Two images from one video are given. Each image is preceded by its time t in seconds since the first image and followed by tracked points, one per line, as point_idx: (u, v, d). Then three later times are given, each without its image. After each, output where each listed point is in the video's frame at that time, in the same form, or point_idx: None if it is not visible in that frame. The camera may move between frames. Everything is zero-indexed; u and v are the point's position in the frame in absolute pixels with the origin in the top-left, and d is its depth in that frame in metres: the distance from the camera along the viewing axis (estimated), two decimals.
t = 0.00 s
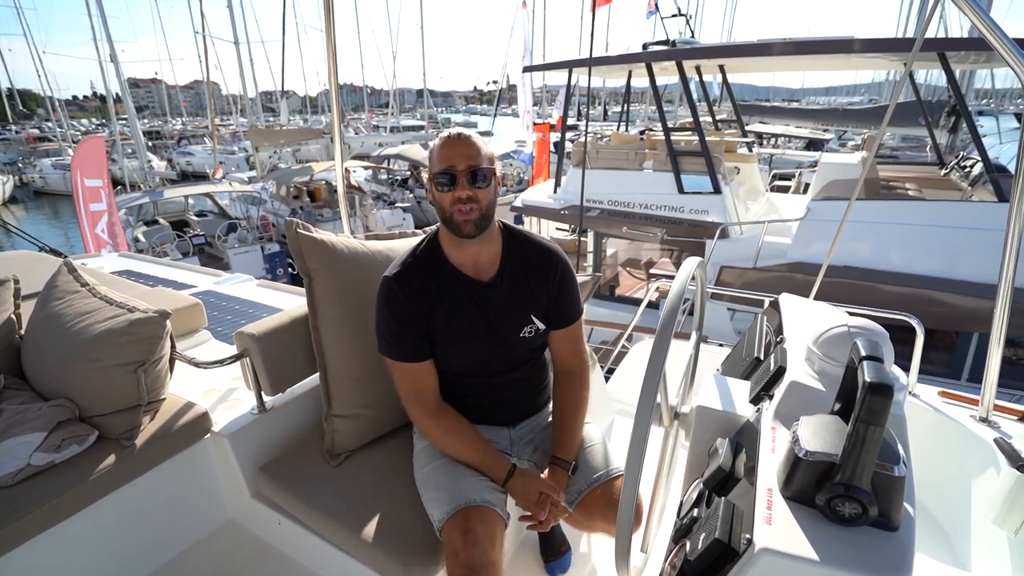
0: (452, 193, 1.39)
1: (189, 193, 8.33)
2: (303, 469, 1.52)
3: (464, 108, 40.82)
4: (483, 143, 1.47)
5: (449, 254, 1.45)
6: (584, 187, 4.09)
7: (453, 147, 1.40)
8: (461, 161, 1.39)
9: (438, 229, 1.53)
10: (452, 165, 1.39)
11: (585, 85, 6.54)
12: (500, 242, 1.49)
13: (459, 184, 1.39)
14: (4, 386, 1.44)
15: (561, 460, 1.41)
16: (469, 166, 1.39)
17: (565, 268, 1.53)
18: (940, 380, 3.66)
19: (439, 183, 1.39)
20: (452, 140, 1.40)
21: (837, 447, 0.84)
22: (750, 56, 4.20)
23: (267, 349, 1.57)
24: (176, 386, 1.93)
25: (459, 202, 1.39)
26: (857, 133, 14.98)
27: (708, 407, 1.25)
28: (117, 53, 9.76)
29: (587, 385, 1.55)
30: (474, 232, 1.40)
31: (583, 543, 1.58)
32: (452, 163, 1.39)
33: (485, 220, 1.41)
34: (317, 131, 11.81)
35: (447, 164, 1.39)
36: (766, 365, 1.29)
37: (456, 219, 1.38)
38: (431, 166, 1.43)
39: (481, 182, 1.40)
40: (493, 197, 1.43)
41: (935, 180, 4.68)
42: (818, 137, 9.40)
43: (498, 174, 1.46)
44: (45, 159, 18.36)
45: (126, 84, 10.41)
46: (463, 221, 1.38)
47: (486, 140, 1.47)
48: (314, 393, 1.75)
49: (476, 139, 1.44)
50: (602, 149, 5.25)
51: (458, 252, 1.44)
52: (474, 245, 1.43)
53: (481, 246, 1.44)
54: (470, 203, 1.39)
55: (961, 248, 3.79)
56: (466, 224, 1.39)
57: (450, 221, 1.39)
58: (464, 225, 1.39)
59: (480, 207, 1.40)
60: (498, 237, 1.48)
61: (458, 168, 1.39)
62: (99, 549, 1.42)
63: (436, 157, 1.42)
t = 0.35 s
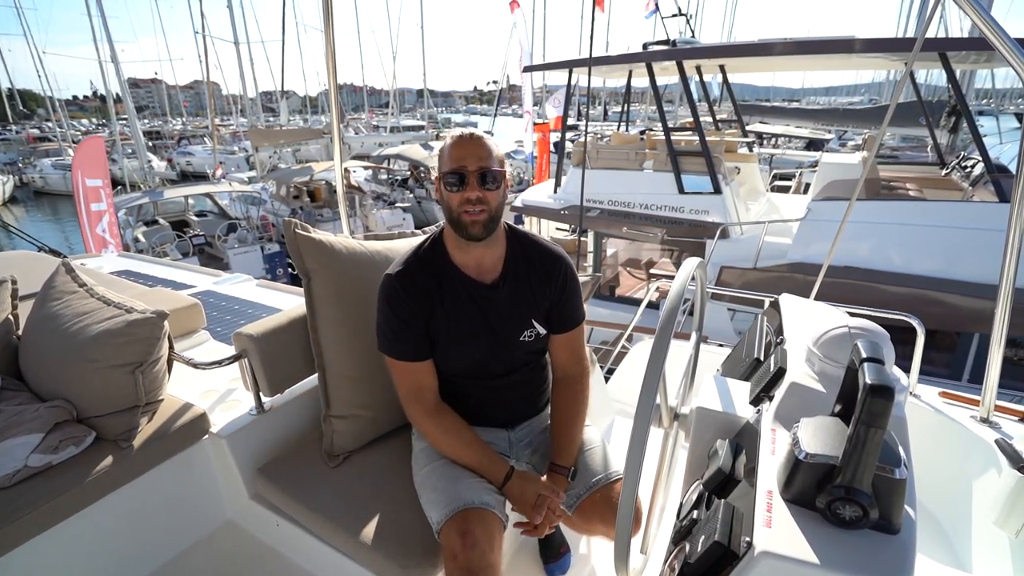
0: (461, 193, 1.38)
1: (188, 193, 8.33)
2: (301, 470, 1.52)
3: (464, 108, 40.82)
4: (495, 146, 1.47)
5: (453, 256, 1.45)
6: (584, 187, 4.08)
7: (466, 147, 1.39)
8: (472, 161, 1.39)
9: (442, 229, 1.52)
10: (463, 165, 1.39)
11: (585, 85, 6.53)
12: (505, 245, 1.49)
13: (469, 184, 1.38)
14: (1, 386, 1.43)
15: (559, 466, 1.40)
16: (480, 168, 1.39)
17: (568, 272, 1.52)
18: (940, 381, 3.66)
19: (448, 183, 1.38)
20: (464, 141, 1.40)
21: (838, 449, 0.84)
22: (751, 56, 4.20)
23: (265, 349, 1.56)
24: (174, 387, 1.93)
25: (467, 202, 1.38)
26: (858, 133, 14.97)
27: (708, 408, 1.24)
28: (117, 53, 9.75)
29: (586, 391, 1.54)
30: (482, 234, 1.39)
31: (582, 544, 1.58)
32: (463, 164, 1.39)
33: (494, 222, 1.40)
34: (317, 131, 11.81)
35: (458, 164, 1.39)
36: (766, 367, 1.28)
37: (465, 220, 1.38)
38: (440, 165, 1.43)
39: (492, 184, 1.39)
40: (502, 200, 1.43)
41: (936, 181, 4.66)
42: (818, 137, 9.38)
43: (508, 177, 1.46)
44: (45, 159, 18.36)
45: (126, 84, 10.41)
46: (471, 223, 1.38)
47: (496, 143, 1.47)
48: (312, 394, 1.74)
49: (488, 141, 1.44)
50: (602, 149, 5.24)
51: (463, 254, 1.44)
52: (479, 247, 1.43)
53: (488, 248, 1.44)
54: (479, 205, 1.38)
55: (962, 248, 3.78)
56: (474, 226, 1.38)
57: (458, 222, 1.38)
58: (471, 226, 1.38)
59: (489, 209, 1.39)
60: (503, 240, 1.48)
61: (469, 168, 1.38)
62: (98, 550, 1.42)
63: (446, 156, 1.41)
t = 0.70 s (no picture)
0: (474, 195, 1.38)
1: (188, 193, 8.33)
2: (302, 470, 1.52)
3: (464, 108, 40.84)
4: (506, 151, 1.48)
5: (457, 257, 1.45)
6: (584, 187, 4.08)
7: (483, 148, 1.40)
8: (488, 164, 1.40)
9: (443, 229, 1.51)
10: (478, 167, 1.39)
11: (585, 85, 6.53)
12: (509, 248, 1.49)
13: (483, 187, 1.39)
14: (2, 386, 1.44)
15: (556, 468, 1.42)
16: (495, 171, 1.40)
17: (569, 271, 1.52)
18: (941, 381, 3.65)
19: (461, 183, 1.38)
20: (481, 143, 1.40)
21: (838, 450, 0.84)
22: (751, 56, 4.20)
23: (266, 350, 1.56)
24: (175, 387, 1.94)
25: (479, 205, 1.39)
26: (858, 133, 14.97)
27: (708, 408, 1.24)
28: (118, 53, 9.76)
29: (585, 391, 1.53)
30: (491, 238, 1.40)
31: (583, 544, 1.58)
32: (479, 165, 1.40)
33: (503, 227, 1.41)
34: (318, 131, 11.81)
35: (473, 165, 1.39)
36: (766, 367, 1.28)
37: (476, 221, 1.38)
38: (453, 164, 1.42)
39: (506, 189, 1.41)
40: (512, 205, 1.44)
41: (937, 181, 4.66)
42: (819, 137, 9.38)
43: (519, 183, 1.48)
44: (45, 159, 18.37)
45: (126, 84, 10.41)
46: (482, 226, 1.38)
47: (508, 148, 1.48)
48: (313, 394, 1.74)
49: (501, 145, 1.45)
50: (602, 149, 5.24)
51: (467, 255, 1.44)
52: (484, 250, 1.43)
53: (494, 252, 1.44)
54: (491, 208, 1.39)
55: (963, 248, 3.78)
56: (485, 228, 1.38)
57: (468, 223, 1.38)
58: (481, 229, 1.38)
59: (500, 213, 1.40)
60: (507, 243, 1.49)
61: (483, 171, 1.39)
62: (99, 550, 1.41)
63: (460, 155, 1.41)
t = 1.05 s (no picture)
0: (462, 197, 1.39)
1: (188, 193, 8.33)
2: (303, 469, 1.53)
3: (464, 108, 40.86)
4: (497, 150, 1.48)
5: (455, 259, 1.45)
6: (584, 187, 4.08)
7: (468, 150, 1.40)
8: (474, 165, 1.40)
9: (442, 232, 1.53)
10: (464, 168, 1.40)
11: (585, 85, 6.53)
12: (509, 251, 1.50)
13: (470, 188, 1.39)
14: (5, 385, 1.44)
15: (558, 468, 1.42)
16: (481, 171, 1.40)
17: (569, 276, 1.53)
18: (941, 382, 3.65)
19: (449, 186, 1.39)
20: (466, 144, 1.41)
21: (837, 447, 0.84)
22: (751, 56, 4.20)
23: (267, 349, 1.57)
24: (176, 386, 1.94)
25: (468, 207, 1.39)
26: (858, 133, 14.96)
27: (708, 407, 1.25)
28: (117, 53, 9.76)
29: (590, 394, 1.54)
30: (481, 239, 1.40)
31: (583, 543, 1.58)
32: (465, 167, 1.40)
33: (494, 227, 1.41)
34: (318, 131, 11.81)
35: (458, 167, 1.40)
36: (765, 366, 1.29)
37: (464, 223, 1.39)
38: (441, 168, 1.44)
39: (492, 188, 1.40)
40: (502, 204, 1.44)
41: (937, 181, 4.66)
42: (818, 137, 9.38)
43: (509, 180, 1.47)
44: (45, 159, 18.36)
45: (126, 84, 10.42)
46: (471, 227, 1.39)
47: (497, 146, 1.47)
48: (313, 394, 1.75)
49: (490, 145, 1.45)
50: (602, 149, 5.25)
51: (464, 257, 1.45)
52: (479, 251, 1.44)
53: (490, 252, 1.45)
54: (479, 210, 1.39)
55: (963, 248, 3.78)
56: (474, 230, 1.39)
57: (458, 226, 1.39)
58: (471, 231, 1.39)
59: (489, 213, 1.40)
60: (504, 243, 1.49)
61: (470, 173, 1.40)
62: (99, 549, 1.42)
63: (447, 158, 1.42)
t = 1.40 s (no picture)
0: (426, 206, 1.41)
1: (188, 193, 8.33)
2: (305, 468, 1.53)
3: (464, 108, 40.87)
4: (474, 149, 1.41)
5: (453, 259, 1.46)
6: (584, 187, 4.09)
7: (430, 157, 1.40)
8: (434, 172, 1.39)
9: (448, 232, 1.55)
10: (426, 177, 1.41)
11: (585, 86, 6.53)
12: (509, 250, 1.50)
13: (430, 197, 1.39)
14: (7, 385, 1.45)
15: (559, 467, 1.42)
16: (439, 177, 1.38)
17: (572, 274, 1.53)
18: (941, 382, 3.66)
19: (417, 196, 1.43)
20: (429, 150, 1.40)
21: (836, 446, 0.85)
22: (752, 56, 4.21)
23: (268, 349, 1.58)
24: (177, 386, 1.95)
25: (433, 214, 1.40)
26: (858, 133, 14.96)
27: (708, 407, 1.25)
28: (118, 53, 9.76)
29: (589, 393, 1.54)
30: (450, 245, 1.40)
31: (583, 543, 1.59)
32: (428, 175, 1.40)
33: (458, 234, 1.39)
34: (318, 131, 11.82)
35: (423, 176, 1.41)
36: (765, 366, 1.29)
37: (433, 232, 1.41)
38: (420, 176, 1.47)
39: (449, 194, 1.37)
40: (466, 206, 1.39)
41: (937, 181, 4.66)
42: (819, 137, 9.38)
43: (479, 178, 1.40)
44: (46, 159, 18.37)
45: (126, 84, 10.42)
46: (438, 236, 1.41)
47: (466, 142, 1.41)
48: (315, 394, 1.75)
49: (455, 144, 1.39)
50: (602, 149, 5.25)
51: (462, 257, 1.45)
52: (472, 252, 1.43)
53: (473, 255, 1.44)
54: (441, 216, 1.39)
55: (962, 248, 3.79)
56: (441, 238, 1.40)
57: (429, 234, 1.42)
58: (438, 239, 1.41)
59: (451, 219, 1.38)
60: (500, 241, 1.47)
61: (435, 179, 1.39)
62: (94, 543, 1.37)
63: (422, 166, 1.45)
